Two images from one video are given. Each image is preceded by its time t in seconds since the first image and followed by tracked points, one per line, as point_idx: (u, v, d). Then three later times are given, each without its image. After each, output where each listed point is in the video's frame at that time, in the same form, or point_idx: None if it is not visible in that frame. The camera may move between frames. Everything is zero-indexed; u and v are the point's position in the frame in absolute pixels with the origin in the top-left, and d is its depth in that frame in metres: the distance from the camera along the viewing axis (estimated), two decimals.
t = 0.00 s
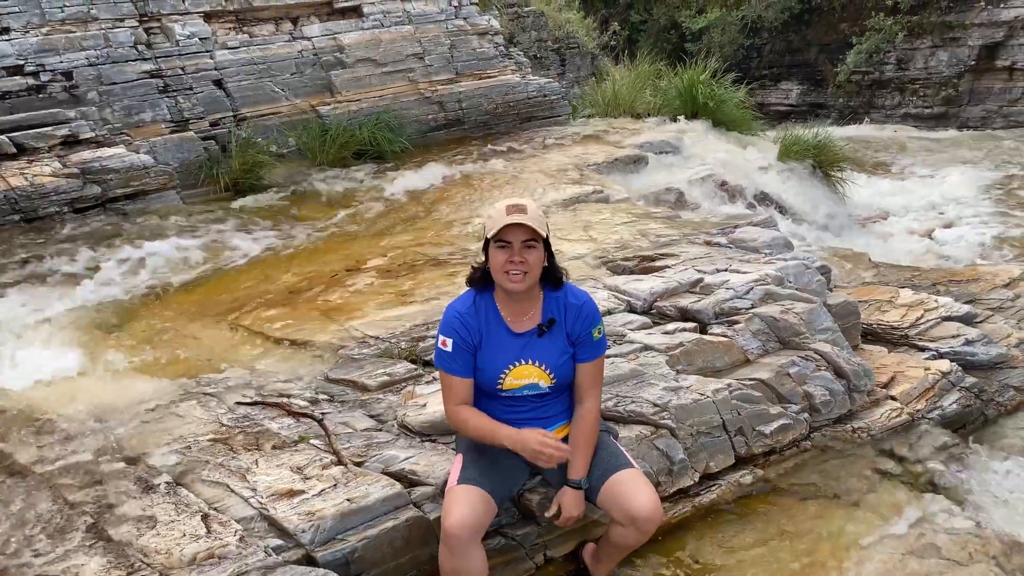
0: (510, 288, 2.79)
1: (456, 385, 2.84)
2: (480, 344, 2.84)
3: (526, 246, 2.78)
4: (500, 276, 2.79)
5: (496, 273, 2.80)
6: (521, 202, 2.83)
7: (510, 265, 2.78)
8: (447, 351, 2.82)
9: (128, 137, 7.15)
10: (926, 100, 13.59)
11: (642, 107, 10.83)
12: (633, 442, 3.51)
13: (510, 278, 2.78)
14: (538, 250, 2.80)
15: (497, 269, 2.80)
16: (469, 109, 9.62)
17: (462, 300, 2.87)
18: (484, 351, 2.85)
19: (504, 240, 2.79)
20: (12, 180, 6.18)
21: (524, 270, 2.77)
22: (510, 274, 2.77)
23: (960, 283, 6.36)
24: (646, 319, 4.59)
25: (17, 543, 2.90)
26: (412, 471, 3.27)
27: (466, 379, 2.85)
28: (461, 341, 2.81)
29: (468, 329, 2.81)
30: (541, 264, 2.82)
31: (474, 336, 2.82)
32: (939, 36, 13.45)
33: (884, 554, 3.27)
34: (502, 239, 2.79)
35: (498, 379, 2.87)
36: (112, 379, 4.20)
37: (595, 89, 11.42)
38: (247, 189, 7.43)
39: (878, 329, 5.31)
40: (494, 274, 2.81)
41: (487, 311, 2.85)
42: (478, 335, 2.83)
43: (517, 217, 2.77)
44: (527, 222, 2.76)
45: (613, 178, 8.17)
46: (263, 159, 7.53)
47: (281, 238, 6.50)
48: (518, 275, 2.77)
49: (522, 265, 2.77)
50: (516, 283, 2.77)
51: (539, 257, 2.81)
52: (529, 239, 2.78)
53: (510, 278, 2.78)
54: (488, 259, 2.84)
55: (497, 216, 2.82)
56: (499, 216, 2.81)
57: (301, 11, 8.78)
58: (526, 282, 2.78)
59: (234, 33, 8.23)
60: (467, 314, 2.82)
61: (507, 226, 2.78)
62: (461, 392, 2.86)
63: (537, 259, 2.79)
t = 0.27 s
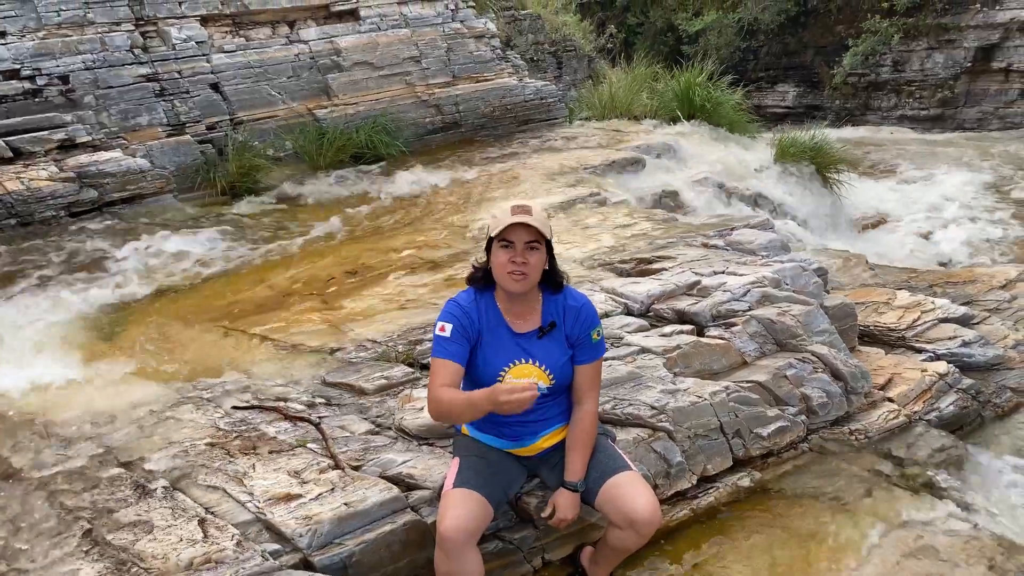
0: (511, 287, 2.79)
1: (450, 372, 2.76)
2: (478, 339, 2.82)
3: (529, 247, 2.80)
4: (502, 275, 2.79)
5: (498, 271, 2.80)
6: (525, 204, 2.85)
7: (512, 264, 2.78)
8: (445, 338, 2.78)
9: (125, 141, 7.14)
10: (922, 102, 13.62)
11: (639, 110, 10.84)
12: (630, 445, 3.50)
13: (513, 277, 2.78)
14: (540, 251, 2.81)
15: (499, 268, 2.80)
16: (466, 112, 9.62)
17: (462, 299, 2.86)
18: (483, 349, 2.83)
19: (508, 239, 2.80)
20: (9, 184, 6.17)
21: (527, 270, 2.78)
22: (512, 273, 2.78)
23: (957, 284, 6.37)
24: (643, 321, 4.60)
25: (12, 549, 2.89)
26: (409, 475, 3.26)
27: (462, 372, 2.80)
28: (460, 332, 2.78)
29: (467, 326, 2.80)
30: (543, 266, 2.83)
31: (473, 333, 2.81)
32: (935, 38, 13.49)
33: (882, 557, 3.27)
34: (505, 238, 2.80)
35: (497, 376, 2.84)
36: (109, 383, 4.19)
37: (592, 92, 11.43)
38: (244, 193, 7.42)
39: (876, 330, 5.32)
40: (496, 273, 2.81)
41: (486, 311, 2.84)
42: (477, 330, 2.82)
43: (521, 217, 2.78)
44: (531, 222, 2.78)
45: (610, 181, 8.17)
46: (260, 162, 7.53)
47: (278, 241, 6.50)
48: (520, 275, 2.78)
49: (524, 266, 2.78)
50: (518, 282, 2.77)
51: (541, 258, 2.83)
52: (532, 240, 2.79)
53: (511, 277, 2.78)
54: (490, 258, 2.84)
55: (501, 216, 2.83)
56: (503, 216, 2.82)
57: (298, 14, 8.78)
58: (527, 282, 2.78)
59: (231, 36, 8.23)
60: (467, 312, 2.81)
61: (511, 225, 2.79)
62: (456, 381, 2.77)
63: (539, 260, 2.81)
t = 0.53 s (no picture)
0: (512, 285, 2.79)
1: (449, 366, 2.73)
2: (477, 337, 2.82)
3: (531, 246, 2.81)
4: (503, 273, 2.79)
5: (499, 270, 2.81)
6: (528, 204, 2.87)
7: (514, 262, 2.79)
8: (445, 333, 2.77)
9: (121, 145, 7.13)
10: (918, 104, 13.65)
11: (635, 113, 10.85)
12: (627, 449, 3.50)
13: (514, 275, 2.79)
14: (541, 251, 2.83)
15: (500, 266, 2.80)
16: (463, 115, 9.63)
17: (462, 299, 2.86)
18: (482, 349, 2.83)
19: (510, 238, 2.81)
20: (4, 190, 6.14)
21: (529, 268, 2.79)
22: (514, 271, 2.79)
23: (953, 286, 6.38)
24: (639, 324, 4.60)
25: (7, 556, 2.88)
26: (406, 480, 3.26)
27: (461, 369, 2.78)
28: (459, 329, 2.78)
29: (467, 325, 2.80)
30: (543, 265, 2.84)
31: (472, 332, 2.81)
32: (930, 40, 13.53)
33: (879, 559, 3.27)
34: (508, 236, 2.81)
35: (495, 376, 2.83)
36: (105, 388, 4.18)
37: (588, 94, 11.44)
38: (240, 197, 7.42)
39: (872, 332, 5.32)
40: (498, 272, 2.82)
41: (486, 311, 2.84)
42: (477, 327, 2.82)
43: (524, 216, 2.80)
44: (534, 222, 2.80)
45: (606, 184, 8.18)
46: (256, 166, 7.52)
47: (274, 245, 6.50)
48: (521, 273, 2.79)
49: (526, 265, 2.79)
50: (519, 281, 2.78)
51: (542, 259, 2.84)
52: (534, 240, 2.81)
53: (512, 276, 2.79)
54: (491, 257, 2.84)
55: (503, 216, 2.84)
56: (506, 216, 2.83)
57: (293, 18, 8.78)
58: (528, 281, 2.79)
59: (226, 40, 8.22)
60: (467, 311, 2.81)
61: (513, 224, 2.81)
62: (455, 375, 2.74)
63: (540, 260, 2.82)
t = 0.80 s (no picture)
0: (510, 287, 2.79)
1: (446, 369, 2.73)
2: (474, 340, 2.82)
3: (529, 248, 2.81)
4: (501, 275, 2.79)
5: (497, 271, 2.80)
6: (526, 206, 2.87)
7: (512, 263, 2.79)
8: (442, 336, 2.76)
9: (115, 150, 7.13)
10: (912, 105, 13.70)
11: (630, 115, 10.86)
12: (624, 452, 3.49)
13: (512, 276, 2.79)
14: (539, 253, 2.83)
15: (498, 268, 2.80)
16: (458, 119, 9.64)
17: (459, 301, 2.85)
18: (478, 352, 2.83)
19: (508, 239, 2.81)
20: None
21: (527, 270, 2.79)
22: (512, 273, 2.78)
23: (948, 287, 6.40)
24: (635, 327, 4.60)
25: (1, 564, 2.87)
26: (401, 484, 3.25)
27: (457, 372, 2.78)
28: (457, 331, 2.78)
29: (464, 327, 2.79)
30: (541, 267, 2.84)
31: (469, 334, 2.80)
32: (924, 42, 13.58)
33: (876, 561, 3.27)
34: (506, 238, 2.81)
35: (491, 379, 2.83)
36: (100, 394, 4.17)
37: (584, 97, 11.45)
38: (235, 202, 7.41)
39: (868, 334, 5.33)
40: (496, 273, 2.81)
41: (483, 313, 2.84)
42: (474, 330, 2.82)
43: (523, 217, 2.81)
44: (532, 224, 2.81)
45: (602, 186, 8.18)
46: (251, 171, 7.52)
47: (270, 250, 6.49)
48: (519, 274, 2.78)
49: (524, 266, 2.79)
50: (517, 282, 2.78)
51: (540, 261, 2.84)
52: (532, 241, 2.81)
53: (510, 277, 2.78)
54: (490, 259, 2.84)
55: (502, 217, 2.85)
56: (504, 217, 2.84)
57: (288, 22, 8.77)
58: (526, 282, 2.79)
59: (221, 44, 8.21)
60: (464, 313, 2.81)
61: (512, 226, 2.81)
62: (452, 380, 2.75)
63: (538, 262, 2.82)
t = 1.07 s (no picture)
0: (505, 292, 2.79)
1: (442, 384, 2.75)
2: (468, 346, 2.82)
3: (525, 253, 2.81)
4: (496, 280, 2.79)
5: (493, 276, 2.80)
6: (523, 211, 2.87)
7: (508, 268, 2.79)
8: (436, 348, 2.77)
9: (109, 155, 7.12)
10: (906, 107, 13.75)
11: (625, 118, 10.89)
12: (619, 454, 3.50)
13: (508, 281, 2.78)
14: (535, 258, 2.83)
15: (495, 272, 2.80)
16: (452, 122, 9.66)
17: (454, 306, 2.86)
18: (473, 357, 2.83)
19: (504, 244, 2.81)
20: None
21: (522, 275, 2.79)
22: (507, 278, 2.78)
23: (941, 288, 6.42)
24: (630, 330, 4.60)
25: None
26: (396, 488, 3.25)
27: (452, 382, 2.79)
28: (451, 340, 2.78)
29: (459, 333, 2.80)
30: (537, 272, 2.84)
31: (465, 340, 2.81)
32: (917, 43, 13.63)
33: (870, 562, 3.28)
34: (502, 243, 2.81)
35: (486, 385, 2.84)
36: (93, 399, 4.16)
37: (578, 100, 11.47)
38: (230, 206, 7.41)
39: (862, 336, 5.34)
40: (492, 279, 2.81)
41: (478, 319, 2.84)
42: (468, 336, 2.82)
43: (518, 222, 2.80)
44: (528, 228, 2.80)
45: (596, 189, 8.20)
46: (246, 175, 7.52)
47: (264, 254, 6.48)
48: (515, 279, 2.78)
49: (520, 272, 2.79)
50: (513, 287, 2.77)
51: (535, 266, 2.84)
52: (527, 246, 2.81)
53: (506, 283, 2.78)
54: (485, 264, 2.84)
55: (498, 222, 2.85)
56: (500, 222, 2.84)
57: (282, 26, 8.77)
58: (522, 288, 2.79)
59: (215, 49, 8.21)
60: (459, 317, 2.81)
61: (507, 230, 2.81)
62: (446, 393, 2.76)
63: (534, 266, 2.82)
